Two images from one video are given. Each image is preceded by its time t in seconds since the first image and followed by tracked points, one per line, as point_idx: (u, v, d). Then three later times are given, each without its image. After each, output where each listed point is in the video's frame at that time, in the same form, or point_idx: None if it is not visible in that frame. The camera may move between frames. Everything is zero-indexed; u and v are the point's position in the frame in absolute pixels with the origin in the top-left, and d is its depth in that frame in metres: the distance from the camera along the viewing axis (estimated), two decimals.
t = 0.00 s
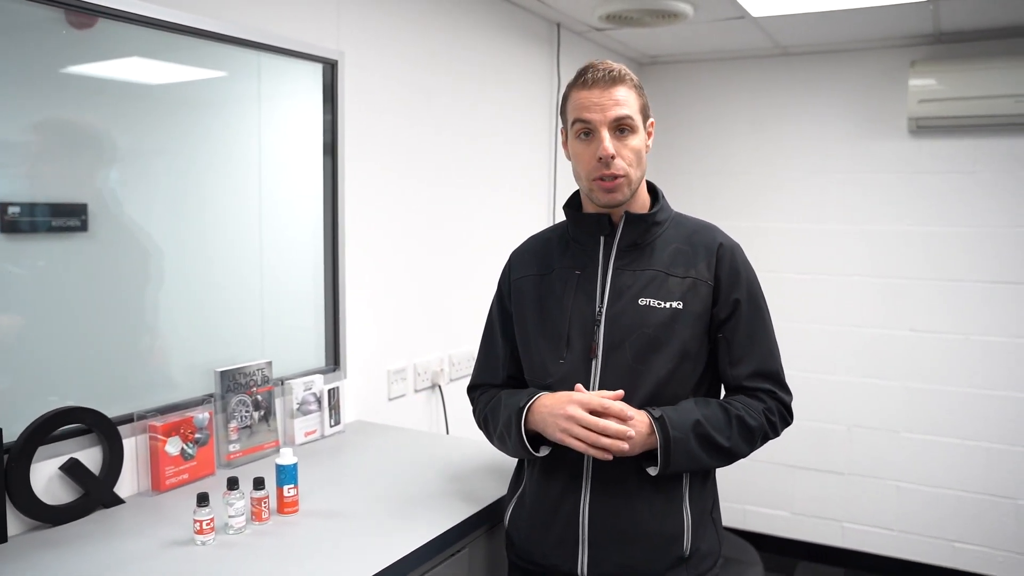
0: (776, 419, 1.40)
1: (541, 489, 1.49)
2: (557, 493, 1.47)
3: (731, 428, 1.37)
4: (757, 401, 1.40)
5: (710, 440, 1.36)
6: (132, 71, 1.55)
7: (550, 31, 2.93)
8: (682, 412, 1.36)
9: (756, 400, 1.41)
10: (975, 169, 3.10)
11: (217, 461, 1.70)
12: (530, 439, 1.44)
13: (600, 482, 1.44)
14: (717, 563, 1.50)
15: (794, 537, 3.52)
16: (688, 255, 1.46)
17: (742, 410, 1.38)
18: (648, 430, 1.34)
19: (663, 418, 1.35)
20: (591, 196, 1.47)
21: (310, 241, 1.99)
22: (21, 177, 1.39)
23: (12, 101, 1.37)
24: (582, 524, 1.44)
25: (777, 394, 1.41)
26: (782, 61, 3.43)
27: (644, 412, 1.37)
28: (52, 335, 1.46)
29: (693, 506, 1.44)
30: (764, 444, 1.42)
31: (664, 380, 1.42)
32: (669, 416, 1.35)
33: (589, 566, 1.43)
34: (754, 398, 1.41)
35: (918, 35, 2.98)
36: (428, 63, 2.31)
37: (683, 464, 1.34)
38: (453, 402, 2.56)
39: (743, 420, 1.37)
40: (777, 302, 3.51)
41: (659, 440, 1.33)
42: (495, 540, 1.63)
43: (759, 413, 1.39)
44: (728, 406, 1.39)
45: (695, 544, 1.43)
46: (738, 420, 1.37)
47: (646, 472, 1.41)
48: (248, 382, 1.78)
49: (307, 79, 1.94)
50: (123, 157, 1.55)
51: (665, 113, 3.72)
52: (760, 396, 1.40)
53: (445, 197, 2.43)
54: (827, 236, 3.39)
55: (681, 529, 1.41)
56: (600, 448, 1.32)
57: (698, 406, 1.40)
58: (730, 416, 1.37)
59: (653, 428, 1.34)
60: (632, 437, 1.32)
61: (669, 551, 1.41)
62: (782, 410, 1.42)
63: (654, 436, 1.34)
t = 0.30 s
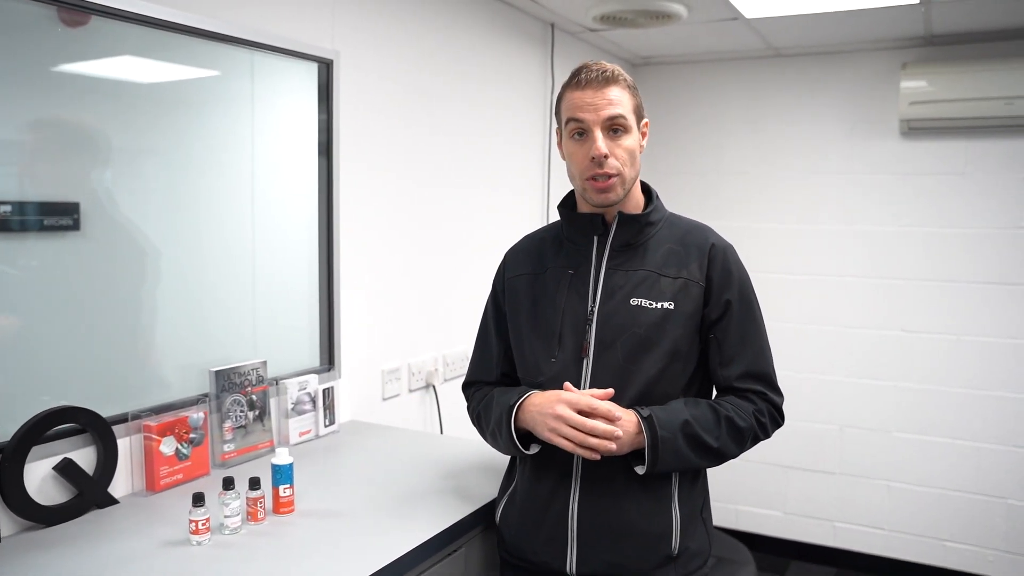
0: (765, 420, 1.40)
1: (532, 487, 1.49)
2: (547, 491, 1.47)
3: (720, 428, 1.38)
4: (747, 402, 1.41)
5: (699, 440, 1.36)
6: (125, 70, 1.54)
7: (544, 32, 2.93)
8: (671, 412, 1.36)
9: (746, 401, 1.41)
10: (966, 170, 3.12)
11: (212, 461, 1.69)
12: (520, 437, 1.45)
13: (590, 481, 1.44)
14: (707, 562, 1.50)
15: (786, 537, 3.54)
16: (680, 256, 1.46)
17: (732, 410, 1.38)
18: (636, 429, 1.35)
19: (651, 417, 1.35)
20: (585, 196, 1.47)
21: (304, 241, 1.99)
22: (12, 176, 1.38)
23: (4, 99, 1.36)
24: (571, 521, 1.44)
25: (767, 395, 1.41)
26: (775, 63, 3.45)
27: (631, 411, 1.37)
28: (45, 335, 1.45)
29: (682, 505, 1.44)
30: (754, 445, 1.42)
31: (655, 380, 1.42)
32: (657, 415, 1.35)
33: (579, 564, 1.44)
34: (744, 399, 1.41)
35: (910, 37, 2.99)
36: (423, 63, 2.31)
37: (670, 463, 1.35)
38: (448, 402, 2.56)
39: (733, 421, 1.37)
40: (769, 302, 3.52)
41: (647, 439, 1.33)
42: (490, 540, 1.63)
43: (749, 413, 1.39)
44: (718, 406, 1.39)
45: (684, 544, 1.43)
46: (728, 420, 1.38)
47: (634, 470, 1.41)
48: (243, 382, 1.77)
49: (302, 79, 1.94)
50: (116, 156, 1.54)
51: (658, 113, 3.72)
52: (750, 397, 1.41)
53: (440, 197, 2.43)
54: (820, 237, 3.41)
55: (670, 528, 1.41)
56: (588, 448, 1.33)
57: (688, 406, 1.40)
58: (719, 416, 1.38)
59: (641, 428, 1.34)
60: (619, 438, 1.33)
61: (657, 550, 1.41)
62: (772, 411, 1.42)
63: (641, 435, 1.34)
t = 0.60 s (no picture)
0: (759, 422, 1.40)
1: (525, 486, 1.49)
2: (540, 491, 1.47)
3: (711, 428, 1.38)
4: (740, 403, 1.41)
5: (689, 440, 1.36)
6: (117, 67, 1.53)
7: (540, 31, 2.93)
8: (661, 412, 1.36)
9: (739, 402, 1.41)
10: (960, 172, 3.14)
11: (205, 460, 1.68)
12: (507, 430, 1.47)
13: (582, 480, 1.43)
14: (699, 563, 1.49)
15: (779, 537, 3.54)
16: (674, 255, 1.46)
17: (724, 411, 1.38)
18: (625, 428, 1.34)
19: (641, 417, 1.35)
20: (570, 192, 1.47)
21: (298, 240, 1.98)
22: (3, 174, 1.37)
23: None
24: (563, 521, 1.43)
25: (761, 396, 1.41)
26: (769, 64, 3.45)
27: (622, 410, 1.37)
28: (36, 334, 1.43)
29: (672, 506, 1.43)
30: (746, 446, 1.42)
31: (646, 380, 1.42)
32: (647, 415, 1.35)
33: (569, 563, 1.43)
34: (737, 399, 1.41)
35: (904, 39, 3.00)
36: (418, 61, 2.30)
37: (660, 463, 1.34)
38: (442, 402, 2.55)
39: (724, 422, 1.37)
40: (763, 303, 3.53)
41: (636, 438, 1.33)
42: (485, 540, 1.62)
43: (742, 414, 1.39)
44: (710, 407, 1.39)
45: (675, 544, 1.43)
46: (719, 421, 1.37)
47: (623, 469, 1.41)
48: (237, 381, 1.76)
49: (297, 77, 1.93)
50: (108, 153, 1.53)
51: (654, 113, 3.72)
52: (743, 398, 1.41)
53: (435, 197, 2.43)
54: (813, 238, 3.42)
55: (659, 528, 1.41)
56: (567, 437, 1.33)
57: (680, 406, 1.40)
58: (711, 417, 1.38)
59: (631, 426, 1.34)
60: (602, 431, 1.32)
61: (646, 550, 1.40)
62: (765, 412, 1.42)
63: (632, 435, 1.34)
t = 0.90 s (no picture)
0: (761, 420, 1.39)
1: (525, 484, 1.49)
2: (541, 489, 1.46)
3: (711, 426, 1.37)
4: (742, 401, 1.40)
5: (689, 438, 1.36)
6: (116, 65, 1.53)
7: (539, 28, 2.92)
8: (660, 409, 1.36)
9: (741, 400, 1.40)
10: (961, 168, 3.13)
11: (206, 459, 1.68)
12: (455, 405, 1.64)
13: (582, 478, 1.43)
14: (701, 563, 1.49)
15: (781, 534, 3.54)
16: (674, 251, 1.46)
17: (725, 409, 1.38)
18: (622, 427, 1.33)
19: (639, 414, 1.35)
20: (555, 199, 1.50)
21: (299, 238, 1.97)
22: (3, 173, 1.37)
23: None
24: (564, 518, 1.43)
25: (763, 394, 1.41)
26: (770, 60, 3.44)
27: (620, 408, 1.36)
28: (37, 332, 1.43)
29: (674, 505, 1.43)
30: (748, 444, 1.42)
31: (645, 377, 1.42)
32: (646, 411, 1.35)
33: (571, 561, 1.43)
34: (739, 397, 1.41)
35: (905, 34, 3.00)
36: (417, 59, 2.30)
37: (658, 460, 1.34)
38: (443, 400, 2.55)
39: (725, 420, 1.37)
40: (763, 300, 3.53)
41: (632, 436, 1.33)
42: (487, 538, 1.62)
43: (743, 412, 1.38)
44: (711, 405, 1.39)
45: (676, 543, 1.43)
46: (719, 419, 1.37)
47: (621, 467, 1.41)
48: (237, 379, 1.76)
49: (297, 75, 1.92)
50: (108, 151, 1.53)
51: (654, 110, 3.72)
52: (745, 396, 1.40)
53: (435, 194, 2.42)
54: (814, 235, 3.41)
55: (660, 527, 1.41)
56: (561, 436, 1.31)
57: (680, 404, 1.40)
58: (711, 415, 1.38)
59: (629, 425, 1.34)
60: (598, 430, 1.31)
61: (647, 549, 1.40)
62: (768, 410, 1.41)
63: (627, 434, 1.34)
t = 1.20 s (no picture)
0: (760, 418, 1.39)
1: (525, 485, 1.49)
2: (540, 490, 1.46)
3: (708, 426, 1.37)
4: (740, 400, 1.40)
5: (685, 438, 1.35)
6: (116, 66, 1.53)
7: (540, 28, 2.92)
8: (655, 409, 1.36)
9: (739, 399, 1.40)
10: (962, 168, 3.13)
11: (206, 459, 1.67)
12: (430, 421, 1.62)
13: (580, 480, 1.43)
14: (702, 565, 1.48)
15: (781, 535, 3.54)
16: (668, 250, 1.45)
17: (722, 408, 1.38)
18: (614, 428, 1.33)
19: (633, 413, 1.34)
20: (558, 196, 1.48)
21: (299, 238, 1.97)
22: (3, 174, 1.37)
23: None
24: (564, 520, 1.43)
25: (762, 391, 1.40)
26: (771, 60, 3.44)
27: (613, 407, 1.36)
28: (37, 332, 1.43)
29: (673, 507, 1.42)
30: (749, 443, 1.41)
31: (641, 377, 1.41)
32: (639, 411, 1.35)
33: (571, 564, 1.43)
34: (737, 396, 1.41)
35: (906, 35, 2.99)
36: (417, 59, 2.29)
37: (653, 460, 1.34)
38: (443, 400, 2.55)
39: (722, 420, 1.37)
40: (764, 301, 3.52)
41: (625, 436, 1.33)
42: (487, 539, 1.62)
43: (742, 411, 1.38)
44: (708, 405, 1.39)
45: (675, 545, 1.42)
46: (717, 419, 1.37)
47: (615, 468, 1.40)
48: (237, 380, 1.76)
49: (297, 75, 1.92)
50: (108, 151, 1.52)
51: (655, 110, 3.72)
52: (743, 394, 1.40)
53: (436, 194, 2.42)
54: (814, 236, 3.41)
55: (659, 529, 1.40)
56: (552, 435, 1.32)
57: (676, 404, 1.39)
58: (708, 414, 1.37)
59: (621, 425, 1.33)
60: (591, 433, 1.31)
61: (647, 551, 1.40)
62: (768, 408, 1.41)
63: (620, 434, 1.33)
